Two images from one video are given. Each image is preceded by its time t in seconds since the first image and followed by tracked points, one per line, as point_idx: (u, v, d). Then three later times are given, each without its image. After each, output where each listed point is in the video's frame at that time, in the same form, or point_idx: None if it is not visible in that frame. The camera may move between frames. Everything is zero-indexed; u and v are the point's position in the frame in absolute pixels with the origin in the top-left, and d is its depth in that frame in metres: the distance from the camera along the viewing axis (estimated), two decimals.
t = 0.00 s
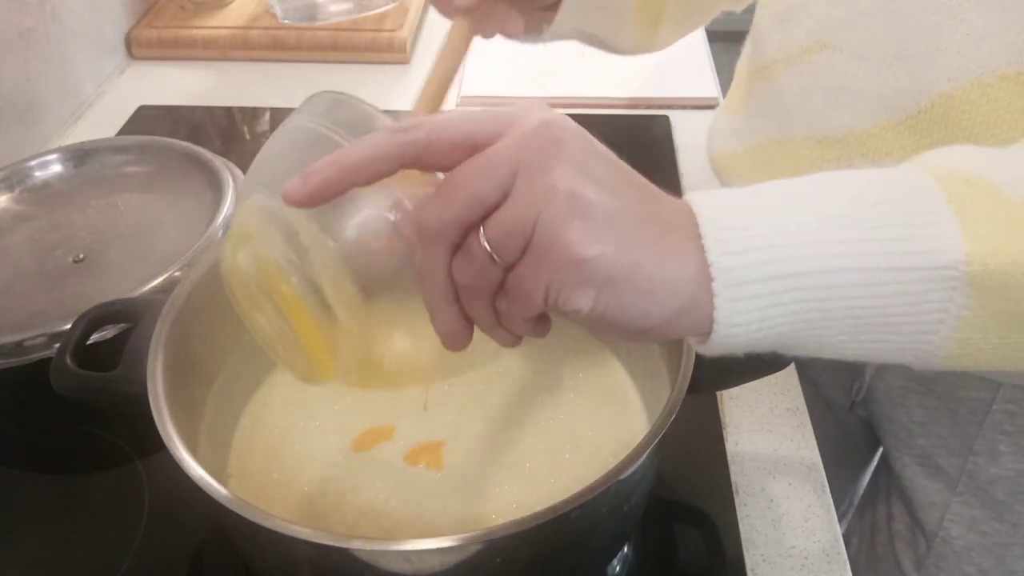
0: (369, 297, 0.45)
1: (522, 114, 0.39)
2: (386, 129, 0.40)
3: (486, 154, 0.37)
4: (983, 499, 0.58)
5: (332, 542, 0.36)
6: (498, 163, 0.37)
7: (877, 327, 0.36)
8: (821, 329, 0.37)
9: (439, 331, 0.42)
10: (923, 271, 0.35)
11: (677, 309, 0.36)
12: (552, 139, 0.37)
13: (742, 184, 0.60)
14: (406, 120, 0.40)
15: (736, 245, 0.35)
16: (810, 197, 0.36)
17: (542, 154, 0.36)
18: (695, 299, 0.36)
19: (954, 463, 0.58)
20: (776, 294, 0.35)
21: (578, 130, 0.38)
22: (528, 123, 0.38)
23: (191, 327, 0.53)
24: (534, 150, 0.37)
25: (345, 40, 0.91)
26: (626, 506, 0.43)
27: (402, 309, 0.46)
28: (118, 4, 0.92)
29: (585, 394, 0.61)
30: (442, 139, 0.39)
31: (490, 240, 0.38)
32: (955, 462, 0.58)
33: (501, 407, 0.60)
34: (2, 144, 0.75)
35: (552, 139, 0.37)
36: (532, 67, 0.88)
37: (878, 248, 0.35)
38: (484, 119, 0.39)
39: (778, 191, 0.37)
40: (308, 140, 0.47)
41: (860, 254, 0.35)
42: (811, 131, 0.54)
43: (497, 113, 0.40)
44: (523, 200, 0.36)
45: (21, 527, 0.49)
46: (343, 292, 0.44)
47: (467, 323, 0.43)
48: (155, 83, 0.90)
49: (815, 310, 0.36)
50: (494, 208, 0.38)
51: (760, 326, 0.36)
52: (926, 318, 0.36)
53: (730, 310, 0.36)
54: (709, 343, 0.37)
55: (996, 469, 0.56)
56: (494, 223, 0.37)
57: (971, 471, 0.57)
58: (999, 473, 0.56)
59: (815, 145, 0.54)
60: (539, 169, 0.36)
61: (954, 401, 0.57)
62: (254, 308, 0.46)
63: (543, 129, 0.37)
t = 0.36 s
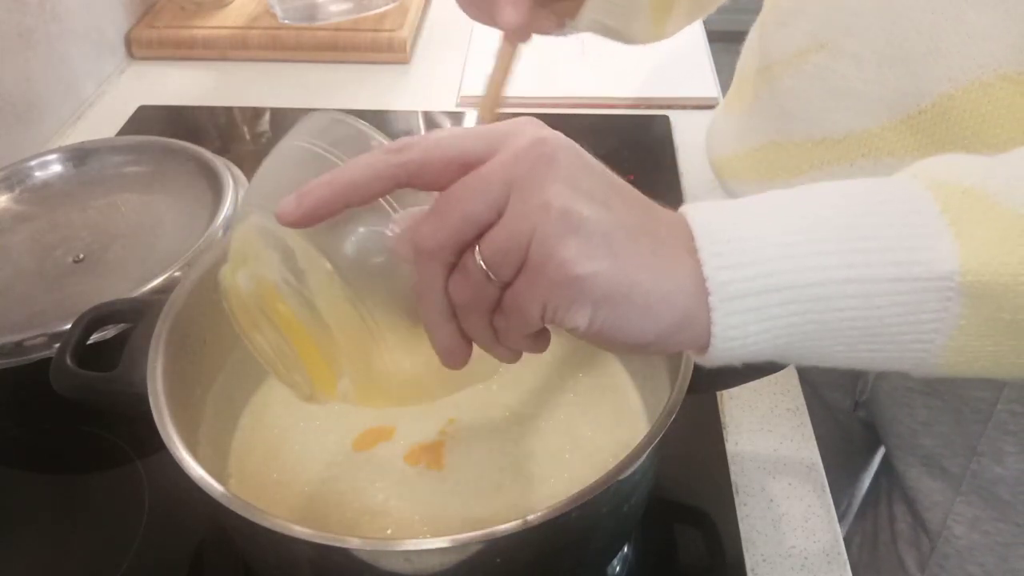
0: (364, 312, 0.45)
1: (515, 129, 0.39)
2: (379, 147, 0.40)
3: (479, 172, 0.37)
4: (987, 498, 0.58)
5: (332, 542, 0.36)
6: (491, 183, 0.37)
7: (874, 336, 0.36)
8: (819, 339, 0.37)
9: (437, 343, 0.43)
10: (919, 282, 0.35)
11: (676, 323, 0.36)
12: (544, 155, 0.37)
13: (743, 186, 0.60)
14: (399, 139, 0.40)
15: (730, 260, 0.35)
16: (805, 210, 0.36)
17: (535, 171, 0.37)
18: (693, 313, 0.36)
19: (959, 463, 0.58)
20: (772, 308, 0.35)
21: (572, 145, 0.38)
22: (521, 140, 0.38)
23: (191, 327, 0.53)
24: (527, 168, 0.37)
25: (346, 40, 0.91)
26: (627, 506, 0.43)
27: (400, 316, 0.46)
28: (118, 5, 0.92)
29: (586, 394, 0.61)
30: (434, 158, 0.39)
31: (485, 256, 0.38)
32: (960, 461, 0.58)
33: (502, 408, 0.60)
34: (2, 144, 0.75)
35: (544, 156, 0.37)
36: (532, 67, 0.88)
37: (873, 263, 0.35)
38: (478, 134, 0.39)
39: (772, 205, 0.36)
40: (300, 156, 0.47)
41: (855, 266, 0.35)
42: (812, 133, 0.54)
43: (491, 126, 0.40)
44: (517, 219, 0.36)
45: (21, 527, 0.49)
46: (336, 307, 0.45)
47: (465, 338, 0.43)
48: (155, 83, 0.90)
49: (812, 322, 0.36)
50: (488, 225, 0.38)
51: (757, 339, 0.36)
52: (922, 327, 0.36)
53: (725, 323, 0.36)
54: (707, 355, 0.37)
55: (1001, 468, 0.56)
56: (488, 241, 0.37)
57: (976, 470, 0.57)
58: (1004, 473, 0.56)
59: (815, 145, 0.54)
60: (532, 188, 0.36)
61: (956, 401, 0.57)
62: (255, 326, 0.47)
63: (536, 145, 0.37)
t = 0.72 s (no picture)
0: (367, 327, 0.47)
1: (521, 138, 0.39)
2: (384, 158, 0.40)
3: (485, 184, 0.37)
4: (984, 499, 0.57)
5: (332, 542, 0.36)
6: (498, 196, 0.36)
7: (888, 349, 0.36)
8: (832, 352, 0.37)
9: (446, 356, 0.43)
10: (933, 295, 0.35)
11: (687, 334, 0.36)
12: (550, 166, 0.37)
13: (740, 184, 0.60)
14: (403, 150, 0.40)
15: (744, 274, 0.35)
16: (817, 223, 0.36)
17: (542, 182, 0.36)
18: (705, 326, 0.36)
19: (955, 462, 0.58)
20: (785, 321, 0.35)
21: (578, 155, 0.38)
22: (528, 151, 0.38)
23: (191, 327, 0.53)
24: (535, 179, 0.36)
25: (345, 40, 0.91)
26: (627, 507, 0.43)
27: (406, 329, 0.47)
28: (118, 5, 0.92)
29: (585, 393, 0.61)
30: (440, 172, 0.39)
31: (493, 270, 0.38)
32: (957, 460, 0.58)
33: (502, 407, 0.60)
34: (2, 145, 0.75)
35: (552, 166, 0.37)
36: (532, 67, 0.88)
37: (890, 276, 0.35)
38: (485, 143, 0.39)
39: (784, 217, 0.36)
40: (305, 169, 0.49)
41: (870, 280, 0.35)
42: (811, 133, 0.54)
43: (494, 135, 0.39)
44: (525, 229, 0.36)
45: (21, 526, 0.49)
46: (342, 322, 0.46)
47: (471, 349, 0.43)
48: (154, 83, 0.90)
49: (824, 335, 0.36)
50: (495, 238, 0.38)
51: (770, 353, 0.36)
52: (936, 339, 0.36)
53: (739, 338, 0.36)
54: (720, 372, 0.38)
55: (998, 470, 0.56)
56: (496, 254, 0.37)
57: (972, 470, 0.57)
58: (1001, 474, 0.56)
59: (814, 145, 0.54)
60: (539, 200, 0.36)
61: (955, 401, 0.57)
62: (257, 348, 0.46)
63: (544, 157, 0.37)
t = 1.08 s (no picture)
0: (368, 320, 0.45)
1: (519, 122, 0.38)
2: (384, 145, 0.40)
3: (482, 171, 0.37)
4: (986, 498, 0.57)
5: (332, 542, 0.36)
6: (496, 180, 0.36)
7: (887, 338, 0.37)
8: (832, 341, 0.37)
9: (444, 346, 0.42)
10: (932, 283, 0.35)
11: (686, 323, 0.36)
12: (548, 152, 0.36)
13: (740, 186, 0.60)
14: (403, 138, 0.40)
15: (743, 260, 0.35)
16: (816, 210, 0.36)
17: (539, 169, 0.36)
18: (704, 313, 0.36)
19: (956, 462, 0.58)
20: (784, 308, 0.35)
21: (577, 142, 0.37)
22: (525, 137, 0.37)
23: (191, 327, 0.53)
24: (534, 165, 0.36)
25: (345, 40, 0.91)
26: (626, 507, 0.43)
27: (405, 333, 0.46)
28: (118, 5, 0.92)
29: (585, 393, 0.61)
30: (438, 158, 0.38)
31: (492, 256, 0.38)
32: (958, 460, 0.58)
33: (501, 407, 0.60)
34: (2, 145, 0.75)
35: (552, 152, 0.36)
36: (532, 67, 0.88)
37: (889, 264, 0.35)
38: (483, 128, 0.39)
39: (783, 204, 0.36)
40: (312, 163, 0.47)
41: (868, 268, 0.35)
42: (811, 134, 0.54)
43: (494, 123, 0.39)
44: (522, 216, 0.36)
45: (21, 527, 0.49)
46: (343, 314, 0.45)
47: (471, 341, 0.43)
48: (155, 83, 0.90)
49: (823, 323, 0.36)
50: (493, 224, 0.38)
51: (769, 342, 0.36)
52: (936, 329, 0.36)
53: (737, 326, 0.36)
54: (718, 358, 0.37)
55: (997, 469, 0.56)
56: (493, 240, 0.37)
57: (972, 470, 0.57)
58: (1001, 473, 0.56)
59: (814, 147, 0.54)
60: (538, 185, 0.36)
61: (956, 401, 0.57)
62: (264, 327, 0.47)
63: (541, 143, 0.37)
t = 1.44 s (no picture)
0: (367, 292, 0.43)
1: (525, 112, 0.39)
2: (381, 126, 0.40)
3: (482, 155, 0.37)
4: (985, 499, 0.57)
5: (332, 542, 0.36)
6: (495, 166, 0.36)
7: (883, 325, 0.37)
8: (827, 327, 0.37)
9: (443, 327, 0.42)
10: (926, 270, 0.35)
11: (682, 309, 0.36)
12: (548, 140, 0.36)
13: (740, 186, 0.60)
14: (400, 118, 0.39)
15: (739, 242, 0.35)
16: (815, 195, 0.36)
17: (540, 156, 0.36)
18: (699, 297, 0.36)
19: (954, 462, 0.58)
20: (780, 291, 0.36)
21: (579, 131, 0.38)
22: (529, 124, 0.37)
23: (191, 326, 0.53)
24: (533, 151, 0.36)
25: (345, 40, 0.90)
26: (626, 507, 0.43)
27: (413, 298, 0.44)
28: (118, 5, 0.92)
29: (586, 393, 0.61)
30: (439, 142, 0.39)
31: (489, 242, 0.37)
32: (956, 460, 0.58)
33: (502, 407, 0.60)
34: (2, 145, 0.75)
35: (552, 139, 0.36)
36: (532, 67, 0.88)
37: (884, 250, 0.35)
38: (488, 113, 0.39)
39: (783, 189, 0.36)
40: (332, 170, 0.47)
41: (864, 253, 0.35)
42: (812, 132, 0.54)
43: (495, 108, 0.39)
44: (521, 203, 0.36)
45: (21, 527, 0.49)
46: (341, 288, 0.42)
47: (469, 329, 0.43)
48: (155, 82, 0.90)
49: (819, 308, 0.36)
50: (492, 210, 0.37)
51: (764, 327, 0.37)
52: (931, 317, 0.36)
53: (732, 310, 0.36)
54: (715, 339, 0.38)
55: (997, 469, 0.56)
56: (491, 226, 0.37)
57: (972, 471, 0.57)
58: (1001, 473, 0.56)
59: (815, 145, 0.54)
60: (537, 173, 0.36)
61: (955, 401, 0.57)
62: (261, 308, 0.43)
63: (544, 131, 0.37)
